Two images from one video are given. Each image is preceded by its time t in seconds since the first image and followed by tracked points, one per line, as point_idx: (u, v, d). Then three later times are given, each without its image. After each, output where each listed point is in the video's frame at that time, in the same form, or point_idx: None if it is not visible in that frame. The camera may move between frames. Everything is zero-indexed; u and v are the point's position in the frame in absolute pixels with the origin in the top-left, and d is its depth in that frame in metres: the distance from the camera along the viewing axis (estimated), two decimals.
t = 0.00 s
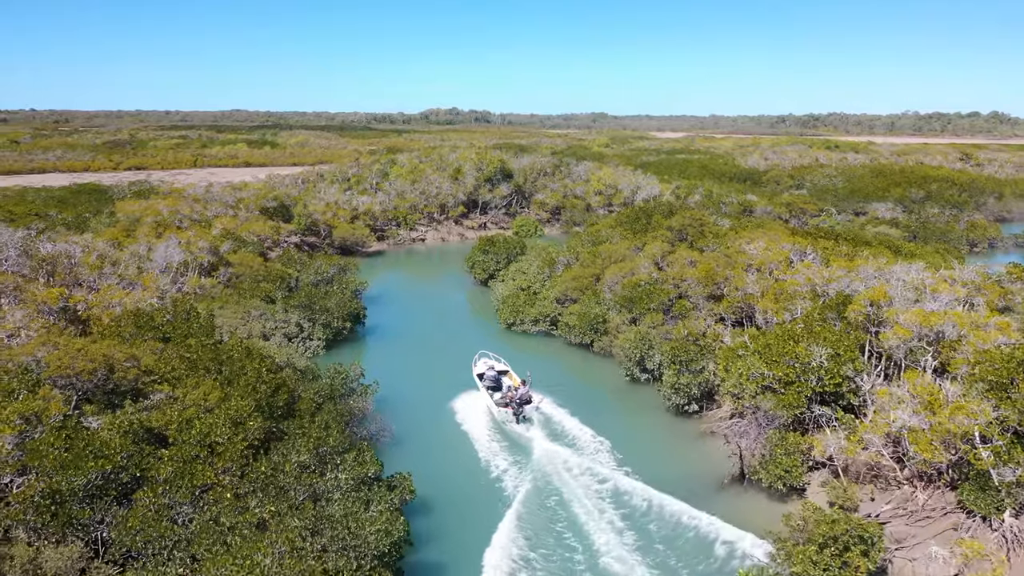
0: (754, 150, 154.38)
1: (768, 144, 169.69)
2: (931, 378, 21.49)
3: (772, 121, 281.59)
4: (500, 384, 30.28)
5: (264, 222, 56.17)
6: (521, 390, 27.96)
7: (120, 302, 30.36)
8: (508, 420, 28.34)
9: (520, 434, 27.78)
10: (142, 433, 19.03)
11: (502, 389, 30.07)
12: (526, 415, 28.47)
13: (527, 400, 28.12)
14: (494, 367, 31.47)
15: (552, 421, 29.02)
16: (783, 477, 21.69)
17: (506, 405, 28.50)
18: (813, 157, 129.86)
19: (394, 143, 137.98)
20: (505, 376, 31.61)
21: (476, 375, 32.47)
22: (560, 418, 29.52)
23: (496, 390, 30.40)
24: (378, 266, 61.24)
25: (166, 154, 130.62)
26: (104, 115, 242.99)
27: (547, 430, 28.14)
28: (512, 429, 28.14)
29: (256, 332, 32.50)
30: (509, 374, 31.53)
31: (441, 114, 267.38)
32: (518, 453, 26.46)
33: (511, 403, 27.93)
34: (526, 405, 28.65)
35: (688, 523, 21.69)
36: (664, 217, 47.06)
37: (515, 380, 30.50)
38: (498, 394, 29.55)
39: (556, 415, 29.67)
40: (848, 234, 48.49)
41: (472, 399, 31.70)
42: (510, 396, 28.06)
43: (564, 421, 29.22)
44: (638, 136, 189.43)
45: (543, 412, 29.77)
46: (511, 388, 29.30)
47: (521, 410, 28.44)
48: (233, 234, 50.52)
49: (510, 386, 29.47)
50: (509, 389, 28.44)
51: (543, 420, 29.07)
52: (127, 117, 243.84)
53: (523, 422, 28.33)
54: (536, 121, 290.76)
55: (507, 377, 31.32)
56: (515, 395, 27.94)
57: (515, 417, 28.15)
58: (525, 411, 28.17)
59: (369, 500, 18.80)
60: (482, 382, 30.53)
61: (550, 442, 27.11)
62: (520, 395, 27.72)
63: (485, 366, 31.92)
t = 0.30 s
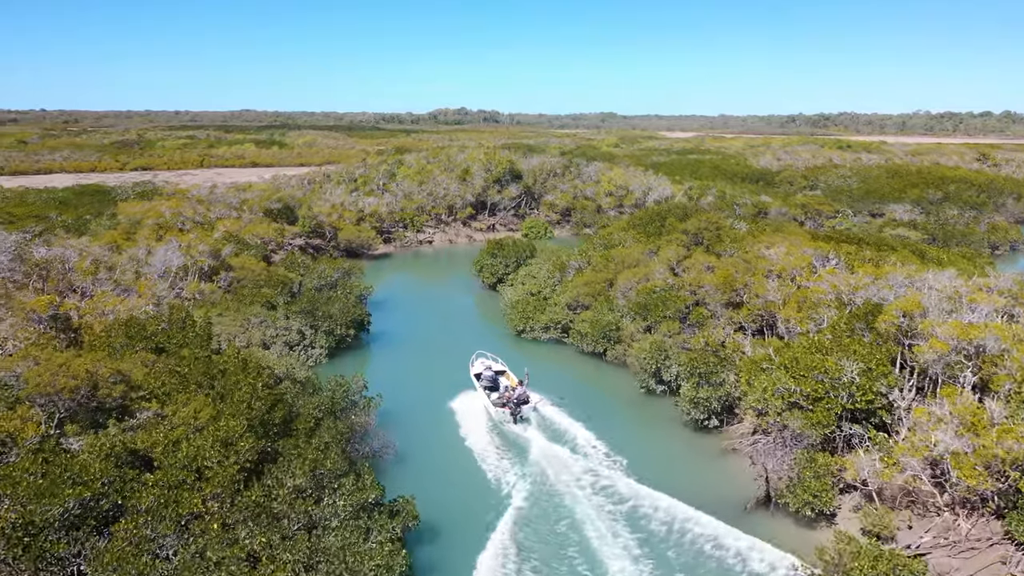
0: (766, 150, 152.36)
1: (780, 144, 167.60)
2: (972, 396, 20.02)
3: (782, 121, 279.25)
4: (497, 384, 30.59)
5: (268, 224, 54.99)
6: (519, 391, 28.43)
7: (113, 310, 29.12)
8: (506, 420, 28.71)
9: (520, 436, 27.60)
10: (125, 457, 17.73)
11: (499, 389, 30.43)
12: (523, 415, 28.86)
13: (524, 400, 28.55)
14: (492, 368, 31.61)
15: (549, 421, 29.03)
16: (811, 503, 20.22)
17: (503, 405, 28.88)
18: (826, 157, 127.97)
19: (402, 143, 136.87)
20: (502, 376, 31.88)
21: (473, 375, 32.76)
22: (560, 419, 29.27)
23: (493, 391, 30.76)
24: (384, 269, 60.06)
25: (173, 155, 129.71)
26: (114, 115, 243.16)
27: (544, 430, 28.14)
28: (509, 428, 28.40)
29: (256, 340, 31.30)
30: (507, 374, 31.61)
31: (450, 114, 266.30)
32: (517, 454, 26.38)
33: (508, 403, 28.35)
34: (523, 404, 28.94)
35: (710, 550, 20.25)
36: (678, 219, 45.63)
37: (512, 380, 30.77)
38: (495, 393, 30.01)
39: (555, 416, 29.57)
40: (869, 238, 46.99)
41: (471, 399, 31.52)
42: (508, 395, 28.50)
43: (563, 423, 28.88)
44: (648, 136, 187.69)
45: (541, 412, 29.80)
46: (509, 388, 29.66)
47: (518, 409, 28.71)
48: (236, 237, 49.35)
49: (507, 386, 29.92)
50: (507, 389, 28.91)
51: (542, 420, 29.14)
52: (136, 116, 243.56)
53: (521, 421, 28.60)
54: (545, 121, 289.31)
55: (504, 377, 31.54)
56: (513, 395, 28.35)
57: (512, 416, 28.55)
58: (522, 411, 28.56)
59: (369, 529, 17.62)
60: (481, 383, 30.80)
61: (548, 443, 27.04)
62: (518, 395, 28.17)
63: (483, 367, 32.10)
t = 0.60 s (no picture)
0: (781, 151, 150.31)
1: (795, 144, 165.36)
2: None
3: (796, 121, 276.59)
4: (497, 385, 29.99)
5: (275, 227, 53.82)
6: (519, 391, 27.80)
7: (108, 318, 27.86)
8: (505, 421, 28.09)
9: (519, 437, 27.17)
10: (107, 484, 16.38)
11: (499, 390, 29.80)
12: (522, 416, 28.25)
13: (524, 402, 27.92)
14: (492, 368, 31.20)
15: (550, 422, 28.64)
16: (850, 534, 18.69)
17: (502, 406, 28.25)
18: (843, 159, 125.90)
19: (413, 143, 135.71)
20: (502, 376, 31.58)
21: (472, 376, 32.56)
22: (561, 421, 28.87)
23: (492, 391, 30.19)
24: (394, 272, 58.84)
25: (182, 155, 129.00)
26: (126, 116, 243.65)
27: (543, 431, 27.68)
28: (509, 429, 27.87)
29: (258, 350, 30.03)
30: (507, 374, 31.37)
31: (461, 114, 265.24)
32: (518, 455, 25.99)
33: (508, 404, 27.67)
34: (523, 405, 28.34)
35: None
36: (696, 222, 44.14)
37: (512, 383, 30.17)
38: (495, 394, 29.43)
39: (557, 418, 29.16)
40: (894, 242, 45.33)
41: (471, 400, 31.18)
42: (508, 397, 27.84)
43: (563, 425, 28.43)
44: (660, 137, 185.99)
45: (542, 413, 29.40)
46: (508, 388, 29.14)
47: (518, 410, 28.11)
48: (241, 240, 48.17)
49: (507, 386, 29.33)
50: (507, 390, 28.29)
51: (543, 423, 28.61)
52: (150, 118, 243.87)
53: (520, 423, 28.06)
54: (556, 121, 287.82)
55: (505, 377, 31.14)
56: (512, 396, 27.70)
57: (511, 418, 27.94)
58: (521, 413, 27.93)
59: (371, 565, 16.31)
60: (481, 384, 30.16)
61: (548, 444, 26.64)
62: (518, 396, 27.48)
63: (483, 367, 31.73)
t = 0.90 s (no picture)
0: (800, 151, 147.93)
1: (814, 144, 162.86)
2: None
3: (813, 121, 273.68)
4: (501, 387, 29.88)
5: (284, 229, 52.67)
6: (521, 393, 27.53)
7: (103, 328, 26.63)
8: (506, 422, 27.81)
9: (519, 436, 27.13)
10: (85, 515, 14.97)
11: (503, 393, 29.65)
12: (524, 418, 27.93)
13: (525, 404, 27.60)
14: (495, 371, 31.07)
15: (553, 427, 27.97)
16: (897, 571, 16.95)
17: (503, 407, 28.00)
18: (863, 160, 123.59)
19: (426, 144, 134.63)
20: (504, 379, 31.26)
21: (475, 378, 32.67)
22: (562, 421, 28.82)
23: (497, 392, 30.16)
24: (405, 276, 57.62)
25: (196, 156, 128.63)
26: (143, 118, 244.78)
27: (546, 434, 27.32)
28: (510, 431, 27.62)
29: (262, 360, 28.81)
30: (509, 376, 31.37)
31: (476, 115, 264.36)
32: (519, 456, 25.82)
33: (509, 405, 27.38)
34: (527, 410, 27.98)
35: None
36: (718, 225, 42.58)
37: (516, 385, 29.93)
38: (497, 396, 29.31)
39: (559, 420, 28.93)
40: (924, 246, 43.62)
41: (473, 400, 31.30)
42: (510, 398, 27.57)
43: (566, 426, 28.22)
44: (676, 138, 184.02)
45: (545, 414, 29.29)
46: (512, 392, 28.84)
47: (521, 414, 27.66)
48: (249, 243, 47.02)
49: (510, 389, 29.02)
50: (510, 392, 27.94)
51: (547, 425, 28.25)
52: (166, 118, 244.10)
53: (522, 426, 27.69)
54: (571, 122, 286.29)
55: (509, 379, 31.04)
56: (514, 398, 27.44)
57: (512, 420, 27.61)
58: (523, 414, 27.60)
59: None
60: (484, 386, 29.97)
61: (549, 443, 26.50)
62: (519, 398, 27.16)
63: (486, 368, 31.67)
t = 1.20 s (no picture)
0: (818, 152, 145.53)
1: (833, 145, 160.29)
2: None
3: (829, 122, 270.59)
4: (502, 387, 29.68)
5: (292, 232, 51.45)
6: (522, 395, 27.56)
7: (96, 339, 25.35)
8: (506, 424, 27.75)
9: (517, 437, 27.25)
10: (56, 555, 13.48)
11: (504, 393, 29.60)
12: (526, 420, 27.93)
13: (527, 406, 27.63)
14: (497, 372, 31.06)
15: (569, 445, 26.53)
16: None
17: (504, 409, 27.96)
18: (884, 161, 121.13)
19: (438, 144, 133.21)
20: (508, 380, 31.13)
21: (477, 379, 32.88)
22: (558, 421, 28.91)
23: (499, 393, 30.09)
24: (416, 279, 56.31)
25: (208, 156, 127.92)
26: (157, 118, 244.89)
27: (543, 433, 27.49)
28: (510, 433, 27.60)
29: (263, 372, 27.47)
30: (512, 378, 31.23)
31: (489, 115, 262.99)
32: (532, 475, 24.37)
33: (511, 407, 27.37)
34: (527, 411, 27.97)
35: None
36: (739, 230, 40.97)
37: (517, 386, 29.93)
38: (498, 396, 29.27)
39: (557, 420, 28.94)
40: (956, 251, 41.80)
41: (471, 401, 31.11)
42: (511, 400, 27.59)
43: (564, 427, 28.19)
44: (692, 139, 181.87)
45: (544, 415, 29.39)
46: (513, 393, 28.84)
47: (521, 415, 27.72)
48: (255, 247, 45.79)
49: (512, 390, 28.99)
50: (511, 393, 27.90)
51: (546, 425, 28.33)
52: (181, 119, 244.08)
53: (521, 426, 27.68)
54: (585, 122, 284.37)
55: (509, 380, 31.08)
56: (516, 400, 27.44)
57: (513, 422, 27.59)
58: (524, 416, 27.61)
59: None
60: (485, 387, 29.94)
61: (564, 462, 25.06)
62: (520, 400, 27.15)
63: (489, 369, 31.67)
